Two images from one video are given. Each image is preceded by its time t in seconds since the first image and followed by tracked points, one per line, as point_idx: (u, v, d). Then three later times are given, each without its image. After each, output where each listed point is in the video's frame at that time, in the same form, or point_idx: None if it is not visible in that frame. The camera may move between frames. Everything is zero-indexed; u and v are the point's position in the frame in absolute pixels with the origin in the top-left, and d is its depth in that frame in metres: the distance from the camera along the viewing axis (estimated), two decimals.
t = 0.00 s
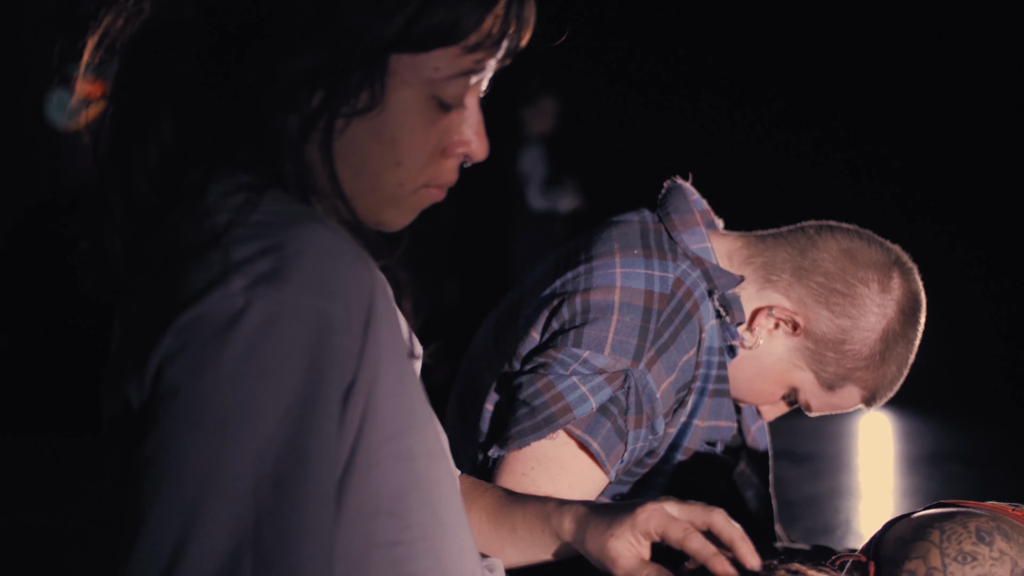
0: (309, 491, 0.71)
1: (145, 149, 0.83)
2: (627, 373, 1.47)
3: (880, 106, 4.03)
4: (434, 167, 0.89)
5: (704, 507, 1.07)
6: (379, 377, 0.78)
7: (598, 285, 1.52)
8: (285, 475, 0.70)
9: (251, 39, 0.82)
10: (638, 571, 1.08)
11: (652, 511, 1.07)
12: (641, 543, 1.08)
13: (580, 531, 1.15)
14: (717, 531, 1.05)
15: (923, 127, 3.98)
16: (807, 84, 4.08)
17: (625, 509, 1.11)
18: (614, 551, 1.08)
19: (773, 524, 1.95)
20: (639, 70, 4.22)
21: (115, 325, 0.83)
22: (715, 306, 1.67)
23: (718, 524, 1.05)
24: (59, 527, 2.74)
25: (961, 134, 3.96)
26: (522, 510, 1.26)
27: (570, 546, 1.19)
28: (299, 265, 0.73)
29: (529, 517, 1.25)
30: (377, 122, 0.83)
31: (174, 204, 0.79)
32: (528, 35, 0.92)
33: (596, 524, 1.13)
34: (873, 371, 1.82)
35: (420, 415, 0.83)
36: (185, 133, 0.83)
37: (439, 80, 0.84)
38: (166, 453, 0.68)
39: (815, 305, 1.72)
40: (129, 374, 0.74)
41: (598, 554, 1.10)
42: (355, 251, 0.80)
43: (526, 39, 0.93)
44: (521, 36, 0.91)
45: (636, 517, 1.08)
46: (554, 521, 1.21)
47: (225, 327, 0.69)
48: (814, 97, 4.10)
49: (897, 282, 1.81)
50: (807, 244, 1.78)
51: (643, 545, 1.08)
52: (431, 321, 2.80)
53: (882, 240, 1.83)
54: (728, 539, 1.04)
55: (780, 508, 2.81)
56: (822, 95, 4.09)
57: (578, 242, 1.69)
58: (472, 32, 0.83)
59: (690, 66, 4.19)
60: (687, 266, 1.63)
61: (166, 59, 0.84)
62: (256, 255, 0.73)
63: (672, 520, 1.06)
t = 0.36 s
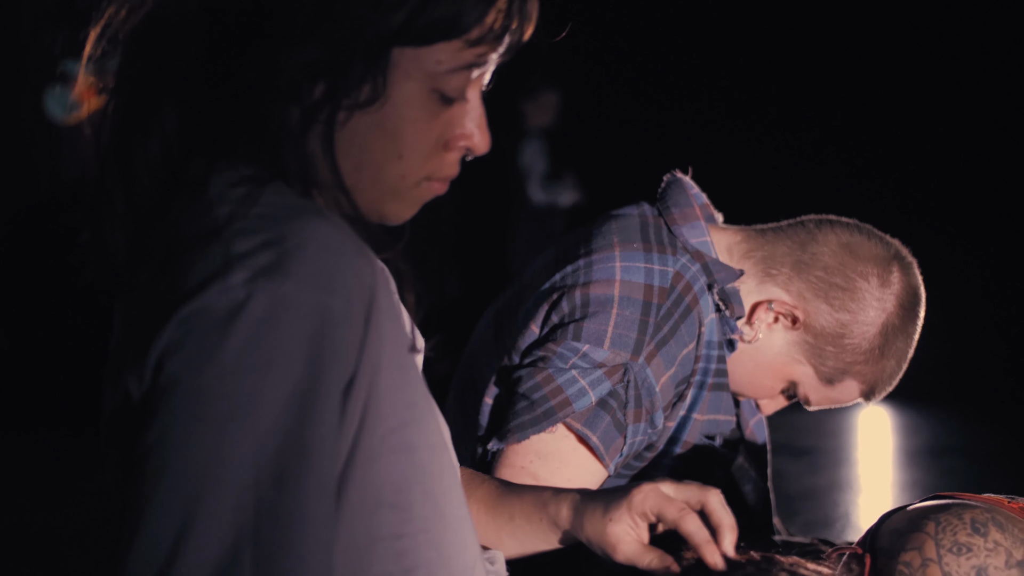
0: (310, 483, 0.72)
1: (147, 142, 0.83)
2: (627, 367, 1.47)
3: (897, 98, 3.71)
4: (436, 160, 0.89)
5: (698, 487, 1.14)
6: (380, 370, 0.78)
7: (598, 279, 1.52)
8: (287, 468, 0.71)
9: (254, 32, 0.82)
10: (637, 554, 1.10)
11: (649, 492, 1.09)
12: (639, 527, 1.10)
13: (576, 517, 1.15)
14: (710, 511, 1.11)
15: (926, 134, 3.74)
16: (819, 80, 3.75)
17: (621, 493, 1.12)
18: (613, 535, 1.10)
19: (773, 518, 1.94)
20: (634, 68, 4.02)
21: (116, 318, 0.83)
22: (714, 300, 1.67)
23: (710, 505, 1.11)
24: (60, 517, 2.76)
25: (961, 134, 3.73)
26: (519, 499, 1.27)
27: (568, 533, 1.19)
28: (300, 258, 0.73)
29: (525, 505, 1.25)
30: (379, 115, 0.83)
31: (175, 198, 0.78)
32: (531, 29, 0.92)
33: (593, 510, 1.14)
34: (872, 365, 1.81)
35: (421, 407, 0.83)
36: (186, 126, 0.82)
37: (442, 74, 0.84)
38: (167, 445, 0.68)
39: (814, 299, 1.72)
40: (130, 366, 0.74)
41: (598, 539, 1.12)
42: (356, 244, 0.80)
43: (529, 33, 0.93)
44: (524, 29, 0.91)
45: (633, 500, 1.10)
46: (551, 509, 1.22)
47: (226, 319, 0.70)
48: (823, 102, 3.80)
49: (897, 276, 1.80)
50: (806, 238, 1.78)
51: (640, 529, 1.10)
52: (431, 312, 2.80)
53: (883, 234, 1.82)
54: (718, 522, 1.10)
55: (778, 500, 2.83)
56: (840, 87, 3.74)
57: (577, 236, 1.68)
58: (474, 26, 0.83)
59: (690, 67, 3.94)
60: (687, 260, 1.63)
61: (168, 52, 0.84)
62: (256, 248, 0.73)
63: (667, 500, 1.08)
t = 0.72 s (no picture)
0: (309, 475, 0.72)
1: (146, 132, 0.82)
2: (626, 360, 1.46)
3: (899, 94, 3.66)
4: (434, 152, 0.89)
5: (704, 479, 1.07)
6: (380, 362, 0.78)
7: (598, 271, 1.51)
8: (286, 459, 0.71)
9: (254, 23, 0.82)
10: (642, 541, 1.09)
11: (652, 478, 1.08)
12: (642, 513, 1.09)
13: (579, 506, 1.15)
14: (711, 507, 1.05)
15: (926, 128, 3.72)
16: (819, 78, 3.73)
17: (623, 480, 1.11)
18: (616, 522, 1.09)
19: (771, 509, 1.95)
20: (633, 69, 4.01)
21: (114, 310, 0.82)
22: (713, 292, 1.66)
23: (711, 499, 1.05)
24: (59, 508, 2.76)
25: (963, 134, 3.70)
26: (519, 489, 1.27)
27: (570, 523, 1.19)
28: (299, 250, 0.73)
29: (525, 495, 1.26)
30: (377, 107, 0.82)
31: (174, 189, 0.78)
32: (528, 20, 0.93)
33: (595, 497, 1.13)
34: (871, 356, 1.81)
35: (421, 399, 0.83)
36: (185, 116, 0.82)
37: (439, 65, 0.84)
38: (165, 436, 0.68)
39: (813, 290, 1.72)
40: (130, 356, 0.74)
41: (602, 528, 1.11)
42: (356, 235, 0.81)
43: (526, 24, 0.93)
44: (522, 21, 0.92)
45: (636, 486, 1.08)
46: (553, 498, 1.22)
47: (224, 311, 0.69)
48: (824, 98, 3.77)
49: (896, 268, 1.79)
50: (806, 230, 1.78)
51: (643, 516, 1.09)
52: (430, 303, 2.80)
53: (882, 226, 1.82)
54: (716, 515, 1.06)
55: (777, 492, 2.84)
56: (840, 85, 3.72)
57: (576, 227, 1.67)
58: (472, 16, 0.83)
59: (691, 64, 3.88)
60: (686, 252, 1.62)
61: (165, 41, 0.83)
62: (254, 239, 0.73)
63: (670, 485, 1.07)
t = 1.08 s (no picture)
0: (307, 461, 0.72)
1: (142, 119, 0.83)
2: (626, 347, 1.46)
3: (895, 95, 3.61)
4: (430, 138, 0.89)
5: (704, 464, 1.08)
6: (378, 349, 0.78)
7: (597, 259, 1.51)
8: (282, 444, 0.71)
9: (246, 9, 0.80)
10: (644, 523, 1.09)
11: (652, 462, 1.08)
12: (643, 498, 1.09)
13: (578, 492, 1.15)
14: (708, 495, 1.05)
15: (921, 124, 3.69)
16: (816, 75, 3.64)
17: (624, 464, 1.11)
18: (618, 507, 1.09)
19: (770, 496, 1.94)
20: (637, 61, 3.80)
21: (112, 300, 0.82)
22: (712, 280, 1.64)
23: (709, 488, 1.05)
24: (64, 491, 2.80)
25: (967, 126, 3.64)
26: (520, 475, 1.26)
27: (570, 509, 1.19)
28: (294, 235, 0.73)
29: (526, 482, 1.25)
30: (372, 93, 0.82)
31: (172, 177, 0.79)
32: (526, 6, 0.92)
33: (594, 483, 1.13)
34: (869, 344, 1.78)
35: (421, 385, 0.83)
36: (181, 105, 0.82)
37: (434, 51, 0.83)
38: (163, 422, 0.69)
39: (812, 278, 1.70)
40: (128, 343, 0.75)
41: (603, 513, 1.11)
42: (353, 221, 0.81)
43: (524, 9, 0.93)
44: (519, 7, 0.92)
45: (637, 469, 1.08)
46: (553, 486, 1.21)
47: (220, 298, 0.70)
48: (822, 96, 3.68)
49: (895, 255, 1.77)
50: (804, 218, 1.76)
51: (644, 501, 1.09)
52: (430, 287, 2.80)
53: (881, 213, 1.80)
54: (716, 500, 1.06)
55: (776, 480, 2.84)
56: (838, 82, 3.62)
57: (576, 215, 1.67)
58: (467, 2, 0.82)
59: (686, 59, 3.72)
60: (685, 240, 1.61)
61: (159, 28, 0.82)
62: (251, 226, 0.73)
63: (670, 469, 1.07)
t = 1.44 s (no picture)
0: (302, 441, 0.72)
1: (136, 97, 0.81)
2: (623, 330, 1.46)
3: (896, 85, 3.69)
4: (425, 120, 0.89)
5: (699, 423, 1.04)
6: (374, 329, 0.78)
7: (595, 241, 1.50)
8: (278, 426, 0.71)
9: None
10: (641, 482, 1.05)
11: (647, 421, 1.04)
12: (640, 457, 1.05)
13: (573, 454, 1.10)
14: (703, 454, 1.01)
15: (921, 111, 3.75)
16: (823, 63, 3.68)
17: (618, 424, 1.07)
18: (614, 467, 1.05)
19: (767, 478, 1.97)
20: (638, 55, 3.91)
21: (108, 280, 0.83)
22: (710, 262, 1.65)
23: (704, 447, 1.00)
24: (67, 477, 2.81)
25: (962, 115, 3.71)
26: (516, 445, 1.21)
27: (568, 473, 1.14)
28: (289, 215, 0.74)
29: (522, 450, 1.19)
30: (366, 74, 0.82)
31: (168, 158, 0.79)
32: None
33: (590, 444, 1.09)
34: (867, 327, 1.78)
35: (417, 365, 0.83)
36: (175, 85, 0.81)
37: (429, 32, 0.83)
38: (157, 403, 0.68)
39: (810, 261, 1.70)
40: (122, 323, 0.75)
41: (599, 474, 1.07)
42: (348, 201, 0.81)
43: None
44: None
45: (632, 429, 1.04)
46: (550, 449, 1.17)
47: (215, 277, 0.70)
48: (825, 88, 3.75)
49: (891, 237, 1.76)
50: (802, 201, 1.76)
51: (640, 460, 1.05)
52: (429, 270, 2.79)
53: (880, 196, 1.79)
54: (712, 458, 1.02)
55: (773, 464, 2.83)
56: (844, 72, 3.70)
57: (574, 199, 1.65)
58: None
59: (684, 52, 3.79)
60: (683, 223, 1.60)
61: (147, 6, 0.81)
62: (246, 206, 0.73)
63: (666, 428, 1.02)
